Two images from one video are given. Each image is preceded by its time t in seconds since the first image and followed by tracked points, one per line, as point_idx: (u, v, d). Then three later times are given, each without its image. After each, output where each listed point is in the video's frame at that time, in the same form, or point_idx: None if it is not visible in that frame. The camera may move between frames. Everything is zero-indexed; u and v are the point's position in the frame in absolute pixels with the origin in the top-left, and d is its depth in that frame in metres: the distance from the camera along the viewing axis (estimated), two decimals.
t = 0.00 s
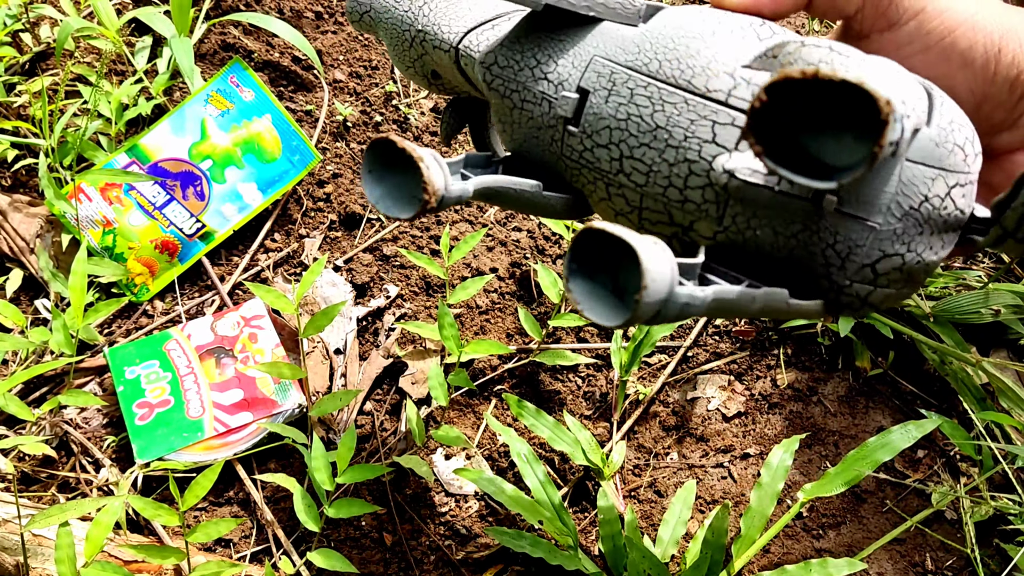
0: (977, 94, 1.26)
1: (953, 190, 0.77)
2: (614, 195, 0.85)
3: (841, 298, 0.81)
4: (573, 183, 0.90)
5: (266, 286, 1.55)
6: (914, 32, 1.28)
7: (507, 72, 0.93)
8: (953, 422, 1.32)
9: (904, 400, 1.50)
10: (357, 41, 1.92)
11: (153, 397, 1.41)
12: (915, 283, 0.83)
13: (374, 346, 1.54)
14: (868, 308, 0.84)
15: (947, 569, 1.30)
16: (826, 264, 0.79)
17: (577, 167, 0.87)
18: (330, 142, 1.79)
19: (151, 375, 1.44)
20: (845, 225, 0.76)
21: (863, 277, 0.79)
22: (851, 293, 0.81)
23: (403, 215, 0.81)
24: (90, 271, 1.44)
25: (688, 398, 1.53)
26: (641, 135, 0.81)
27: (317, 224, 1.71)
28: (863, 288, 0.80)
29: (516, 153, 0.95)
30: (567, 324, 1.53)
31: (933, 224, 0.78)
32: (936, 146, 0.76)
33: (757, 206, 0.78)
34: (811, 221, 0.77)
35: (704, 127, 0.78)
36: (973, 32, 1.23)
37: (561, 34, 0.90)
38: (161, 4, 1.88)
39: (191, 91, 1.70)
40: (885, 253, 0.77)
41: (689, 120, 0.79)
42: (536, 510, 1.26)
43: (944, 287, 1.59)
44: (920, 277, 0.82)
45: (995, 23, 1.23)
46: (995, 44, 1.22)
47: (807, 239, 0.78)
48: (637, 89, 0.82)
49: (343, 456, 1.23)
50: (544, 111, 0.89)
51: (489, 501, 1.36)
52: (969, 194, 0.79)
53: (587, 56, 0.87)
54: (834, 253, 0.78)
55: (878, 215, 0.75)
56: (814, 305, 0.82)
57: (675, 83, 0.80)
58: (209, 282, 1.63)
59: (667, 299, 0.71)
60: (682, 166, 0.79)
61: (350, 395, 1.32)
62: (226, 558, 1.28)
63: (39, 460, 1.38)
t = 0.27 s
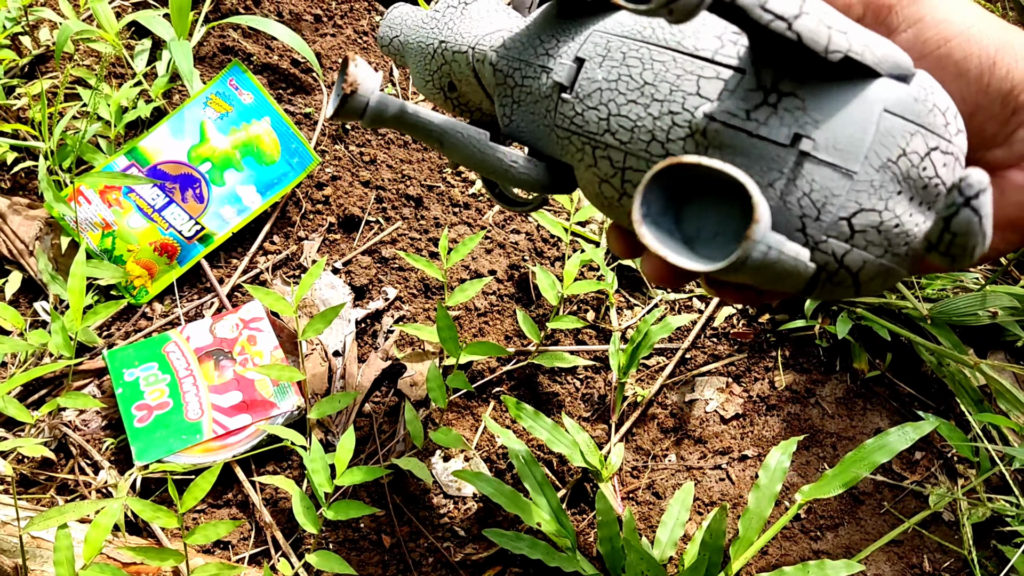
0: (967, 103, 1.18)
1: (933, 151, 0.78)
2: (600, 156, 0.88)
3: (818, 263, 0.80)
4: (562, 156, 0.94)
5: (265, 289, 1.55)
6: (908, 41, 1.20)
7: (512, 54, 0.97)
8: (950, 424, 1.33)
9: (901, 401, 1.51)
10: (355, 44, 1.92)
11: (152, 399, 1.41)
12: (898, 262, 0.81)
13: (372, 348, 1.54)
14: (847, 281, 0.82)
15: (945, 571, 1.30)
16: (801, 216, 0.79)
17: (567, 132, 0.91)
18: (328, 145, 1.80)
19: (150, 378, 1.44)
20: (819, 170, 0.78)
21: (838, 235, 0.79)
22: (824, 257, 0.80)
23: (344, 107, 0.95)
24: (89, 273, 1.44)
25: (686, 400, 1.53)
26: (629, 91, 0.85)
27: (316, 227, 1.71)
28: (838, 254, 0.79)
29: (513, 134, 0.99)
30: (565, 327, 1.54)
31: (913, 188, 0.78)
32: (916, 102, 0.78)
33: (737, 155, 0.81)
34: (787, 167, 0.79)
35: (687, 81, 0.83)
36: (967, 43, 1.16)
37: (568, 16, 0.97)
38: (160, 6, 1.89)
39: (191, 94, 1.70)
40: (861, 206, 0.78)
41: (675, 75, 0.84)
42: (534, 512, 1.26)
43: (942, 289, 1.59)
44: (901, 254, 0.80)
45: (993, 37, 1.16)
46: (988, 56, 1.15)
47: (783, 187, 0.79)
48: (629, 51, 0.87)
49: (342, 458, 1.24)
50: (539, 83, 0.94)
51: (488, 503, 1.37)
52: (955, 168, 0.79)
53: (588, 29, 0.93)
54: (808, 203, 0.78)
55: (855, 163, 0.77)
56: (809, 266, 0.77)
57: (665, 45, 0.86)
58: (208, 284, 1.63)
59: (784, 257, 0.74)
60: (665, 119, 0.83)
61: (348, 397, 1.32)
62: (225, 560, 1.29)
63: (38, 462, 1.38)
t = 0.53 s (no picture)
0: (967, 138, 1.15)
1: (912, 184, 0.79)
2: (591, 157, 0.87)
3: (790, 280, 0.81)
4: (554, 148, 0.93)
5: (263, 290, 1.55)
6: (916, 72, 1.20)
7: (518, 42, 0.95)
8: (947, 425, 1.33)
9: (899, 403, 1.51)
10: (354, 45, 1.92)
11: (150, 400, 1.41)
12: (866, 284, 0.83)
13: (370, 349, 1.54)
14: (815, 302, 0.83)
15: (942, 572, 1.30)
16: (780, 235, 0.79)
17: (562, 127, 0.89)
18: (327, 146, 1.79)
19: (148, 379, 1.44)
20: (803, 195, 0.78)
21: (814, 256, 0.79)
22: (797, 275, 0.80)
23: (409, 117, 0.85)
24: (87, 275, 1.44)
25: (683, 401, 1.54)
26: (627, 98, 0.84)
27: (314, 228, 1.71)
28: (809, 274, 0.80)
29: (512, 124, 0.97)
30: (563, 328, 1.54)
31: (890, 217, 0.79)
32: (902, 136, 0.78)
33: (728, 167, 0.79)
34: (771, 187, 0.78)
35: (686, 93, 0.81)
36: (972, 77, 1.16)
37: (567, 14, 0.95)
38: (159, 8, 1.89)
39: (189, 95, 1.70)
40: (838, 231, 0.78)
41: (673, 86, 0.82)
42: (531, 513, 1.27)
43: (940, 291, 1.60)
44: (871, 276, 0.82)
45: (997, 77, 1.16)
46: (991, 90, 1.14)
47: (765, 204, 0.79)
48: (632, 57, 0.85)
49: (339, 459, 1.24)
50: (543, 75, 0.92)
51: (486, 504, 1.37)
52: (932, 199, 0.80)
53: (592, 30, 0.91)
54: (789, 223, 0.78)
55: (836, 189, 0.77)
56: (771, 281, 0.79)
57: (665, 55, 0.84)
58: (206, 286, 1.63)
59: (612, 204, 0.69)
60: (659, 126, 0.81)
61: (346, 398, 1.32)
62: (223, 560, 1.29)
63: (36, 463, 1.38)
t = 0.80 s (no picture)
0: (996, 147, 1.12)
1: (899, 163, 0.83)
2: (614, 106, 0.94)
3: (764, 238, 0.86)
4: (580, 85, 0.99)
5: (269, 290, 1.55)
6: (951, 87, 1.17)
7: None
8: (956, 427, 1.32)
9: (906, 404, 1.50)
10: (358, 46, 1.92)
11: (155, 401, 1.41)
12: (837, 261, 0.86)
13: (376, 350, 1.53)
14: (786, 269, 0.88)
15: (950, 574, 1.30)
16: (760, 187, 0.85)
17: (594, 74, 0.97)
18: (332, 146, 1.79)
19: (153, 380, 1.44)
20: (790, 149, 0.84)
21: (789, 213, 0.84)
22: (770, 232, 0.85)
23: None
24: (92, 275, 1.43)
25: (690, 403, 1.53)
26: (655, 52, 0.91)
27: (319, 228, 1.71)
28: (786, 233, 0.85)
29: (547, 55, 1.03)
30: (569, 329, 1.53)
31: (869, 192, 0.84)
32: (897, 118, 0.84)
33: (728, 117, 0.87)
34: (762, 141, 0.85)
35: (705, 43, 0.90)
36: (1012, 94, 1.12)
37: None
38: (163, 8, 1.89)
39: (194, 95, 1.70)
40: (816, 193, 0.83)
41: (696, 33, 0.91)
42: (539, 514, 1.26)
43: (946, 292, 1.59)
44: (843, 254, 0.86)
45: None
46: None
47: (753, 155, 0.85)
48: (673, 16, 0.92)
49: (347, 460, 1.23)
50: (583, 10, 0.99)
51: (492, 506, 1.36)
52: (919, 188, 0.84)
53: None
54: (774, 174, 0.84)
55: (822, 151, 0.83)
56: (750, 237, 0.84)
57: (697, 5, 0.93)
58: (211, 286, 1.63)
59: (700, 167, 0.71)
60: (675, 67, 0.90)
61: (352, 400, 1.32)
62: (229, 562, 1.28)
63: (41, 464, 1.38)
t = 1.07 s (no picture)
0: None
1: (917, 94, 0.81)
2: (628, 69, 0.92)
3: (775, 169, 0.82)
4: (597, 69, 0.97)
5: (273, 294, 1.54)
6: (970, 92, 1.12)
7: None
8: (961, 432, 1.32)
9: (911, 409, 1.50)
10: (361, 48, 1.92)
11: (159, 405, 1.41)
12: (856, 198, 0.82)
13: (380, 353, 1.53)
14: (800, 208, 0.83)
15: None
16: (770, 117, 0.83)
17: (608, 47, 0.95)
18: (335, 149, 1.79)
19: (157, 383, 1.43)
20: (801, 77, 0.83)
21: (801, 142, 0.82)
22: (783, 162, 0.82)
23: None
24: (96, 278, 1.43)
25: (694, 406, 1.53)
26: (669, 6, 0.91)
27: (323, 232, 1.71)
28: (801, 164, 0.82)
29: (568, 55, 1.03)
30: (573, 333, 1.53)
31: (890, 122, 0.82)
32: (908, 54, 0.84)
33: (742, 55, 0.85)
34: (774, 72, 0.84)
35: None
36: None
37: None
38: (166, 11, 1.88)
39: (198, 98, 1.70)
40: (831, 118, 0.81)
41: None
42: (544, 519, 1.26)
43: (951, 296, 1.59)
44: (862, 190, 0.82)
45: None
46: None
47: (763, 87, 0.84)
48: None
49: (351, 465, 1.23)
50: None
51: (496, 510, 1.36)
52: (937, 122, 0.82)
53: None
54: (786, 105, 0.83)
55: (836, 78, 0.82)
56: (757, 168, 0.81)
57: None
58: (215, 289, 1.63)
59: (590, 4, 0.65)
60: (682, 23, 0.89)
61: (356, 404, 1.32)
62: (233, 566, 1.28)
63: (44, 468, 1.38)
